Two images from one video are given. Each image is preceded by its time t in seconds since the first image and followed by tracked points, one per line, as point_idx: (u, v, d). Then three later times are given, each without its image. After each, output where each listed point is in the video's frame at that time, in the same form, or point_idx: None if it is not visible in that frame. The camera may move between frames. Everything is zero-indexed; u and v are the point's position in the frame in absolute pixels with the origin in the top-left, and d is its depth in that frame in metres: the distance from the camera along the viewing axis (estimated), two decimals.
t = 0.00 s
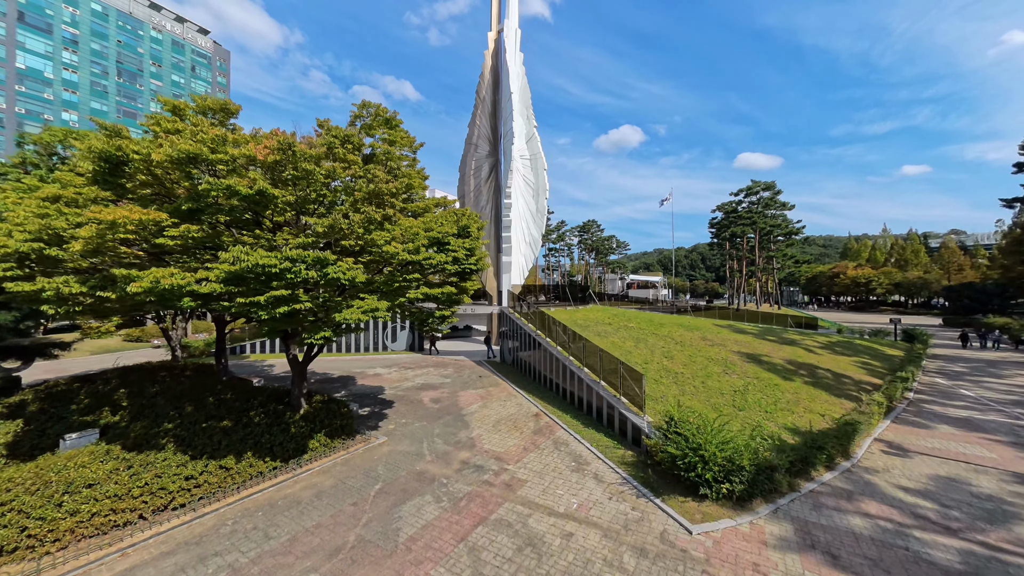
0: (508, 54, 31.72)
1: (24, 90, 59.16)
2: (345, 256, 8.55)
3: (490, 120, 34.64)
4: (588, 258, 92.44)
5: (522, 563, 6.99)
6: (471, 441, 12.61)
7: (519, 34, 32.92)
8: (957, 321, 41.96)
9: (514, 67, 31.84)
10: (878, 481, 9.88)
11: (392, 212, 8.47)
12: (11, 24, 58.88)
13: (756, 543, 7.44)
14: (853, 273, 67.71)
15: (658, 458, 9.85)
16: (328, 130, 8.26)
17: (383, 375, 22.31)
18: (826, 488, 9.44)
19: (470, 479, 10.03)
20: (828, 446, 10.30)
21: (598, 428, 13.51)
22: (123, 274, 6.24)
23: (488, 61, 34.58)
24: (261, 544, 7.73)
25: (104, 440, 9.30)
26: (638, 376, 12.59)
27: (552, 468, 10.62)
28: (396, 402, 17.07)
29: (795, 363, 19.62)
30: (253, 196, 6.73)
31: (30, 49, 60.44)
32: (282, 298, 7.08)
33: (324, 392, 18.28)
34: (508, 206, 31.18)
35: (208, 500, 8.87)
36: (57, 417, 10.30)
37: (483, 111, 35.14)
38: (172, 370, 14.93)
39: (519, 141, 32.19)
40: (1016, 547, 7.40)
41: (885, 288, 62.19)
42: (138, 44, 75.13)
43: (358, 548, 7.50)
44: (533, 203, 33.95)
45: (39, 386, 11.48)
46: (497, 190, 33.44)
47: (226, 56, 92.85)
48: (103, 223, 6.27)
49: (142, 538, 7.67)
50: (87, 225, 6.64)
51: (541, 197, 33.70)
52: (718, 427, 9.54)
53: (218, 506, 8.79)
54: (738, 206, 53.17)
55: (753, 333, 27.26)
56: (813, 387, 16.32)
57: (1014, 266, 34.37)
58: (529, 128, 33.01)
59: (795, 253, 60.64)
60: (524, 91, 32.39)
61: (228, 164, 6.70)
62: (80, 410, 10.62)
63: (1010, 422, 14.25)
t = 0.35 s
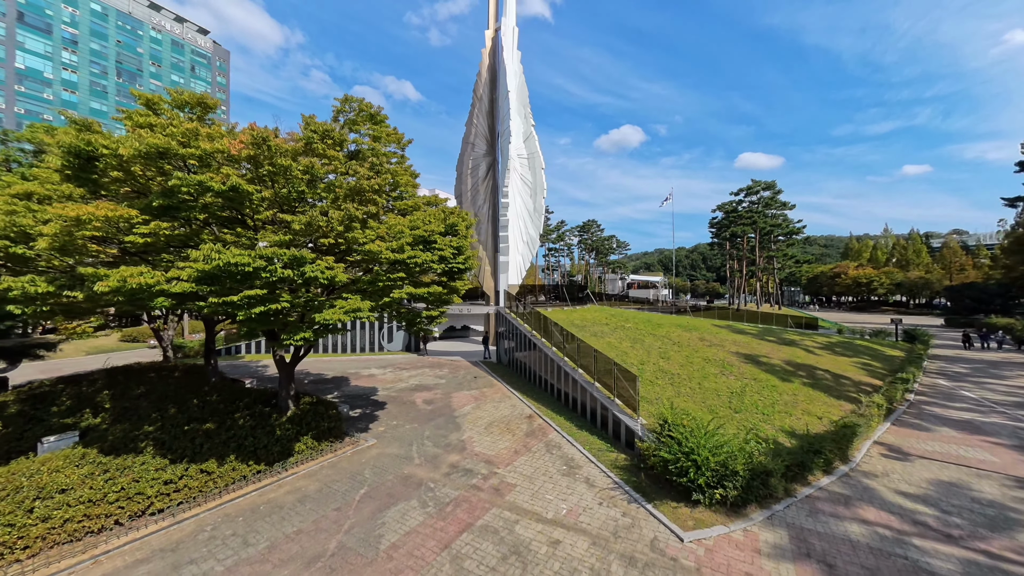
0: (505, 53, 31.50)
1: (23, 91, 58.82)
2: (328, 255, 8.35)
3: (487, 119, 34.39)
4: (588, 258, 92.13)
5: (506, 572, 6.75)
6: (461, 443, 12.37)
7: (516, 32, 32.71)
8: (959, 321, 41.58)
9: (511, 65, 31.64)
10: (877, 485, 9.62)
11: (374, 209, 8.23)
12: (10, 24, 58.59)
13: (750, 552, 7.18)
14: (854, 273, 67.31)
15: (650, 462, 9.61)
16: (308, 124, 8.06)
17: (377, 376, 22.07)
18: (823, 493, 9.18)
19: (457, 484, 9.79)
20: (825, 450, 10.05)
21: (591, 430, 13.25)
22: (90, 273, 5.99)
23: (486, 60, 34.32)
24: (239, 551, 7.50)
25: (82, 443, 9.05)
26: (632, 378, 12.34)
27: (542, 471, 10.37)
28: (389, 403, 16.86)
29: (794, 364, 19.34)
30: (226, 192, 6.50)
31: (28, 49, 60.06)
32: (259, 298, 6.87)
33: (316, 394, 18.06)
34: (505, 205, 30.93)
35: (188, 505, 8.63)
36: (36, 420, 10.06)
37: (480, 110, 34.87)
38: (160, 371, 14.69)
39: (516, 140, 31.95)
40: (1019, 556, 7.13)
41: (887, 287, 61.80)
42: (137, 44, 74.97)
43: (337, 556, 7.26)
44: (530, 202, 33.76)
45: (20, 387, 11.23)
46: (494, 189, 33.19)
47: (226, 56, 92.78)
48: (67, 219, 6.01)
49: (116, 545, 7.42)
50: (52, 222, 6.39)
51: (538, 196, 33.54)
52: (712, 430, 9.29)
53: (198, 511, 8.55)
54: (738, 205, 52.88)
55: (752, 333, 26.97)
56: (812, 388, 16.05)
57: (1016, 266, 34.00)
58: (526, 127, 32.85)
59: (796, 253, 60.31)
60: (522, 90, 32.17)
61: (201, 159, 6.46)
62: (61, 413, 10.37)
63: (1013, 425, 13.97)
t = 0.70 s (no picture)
0: (502, 51, 31.21)
1: (23, 91, 58.81)
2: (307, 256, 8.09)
3: (484, 118, 34.09)
4: (588, 258, 91.86)
5: None
6: (451, 448, 12.11)
7: (513, 30, 32.44)
8: (961, 322, 41.18)
9: (509, 64, 31.39)
10: (876, 493, 9.34)
11: (355, 209, 7.97)
12: (9, 25, 58.54)
13: (742, 565, 6.90)
14: (855, 273, 66.91)
15: (642, 469, 9.33)
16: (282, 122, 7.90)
17: (371, 378, 21.84)
18: (820, 502, 8.89)
19: (444, 491, 9.53)
20: (823, 457, 9.75)
21: (584, 435, 12.97)
22: (51, 275, 5.74)
23: (483, 58, 34.02)
24: (215, 563, 7.26)
25: (57, 449, 8.79)
26: (625, 381, 12.08)
27: (532, 478, 10.11)
28: (380, 406, 16.61)
29: (793, 366, 19.02)
30: (195, 191, 6.25)
31: (27, 49, 60.03)
32: (231, 301, 6.62)
33: (307, 396, 17.80)
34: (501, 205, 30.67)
35: (166, 514, 8.38)
36: (13, 425, 9.81)
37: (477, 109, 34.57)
38: (148, 373, 14.49)
39: (513, 139, 31.67)
40: None
41: (888, 288, 61.42)
42: (137, 44, 74.93)
43: (314, 568, 7.02)
44: (527, 202, 33.52)
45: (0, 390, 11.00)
46: (491, 189, 32.93)
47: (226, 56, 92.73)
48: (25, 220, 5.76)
49: (88, 556, 7.16)
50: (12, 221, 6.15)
51: (536, 196, 33.40)
52: (705, 437, 9.02)
53: (176, 520, 8.31)
54: (739, 205, 52.56)
55: (752, 334, 26.63)
56: (810, 391, 15.76)
57: (1019, 266, 33.59)
58: (524, 126, 32.62)
59: (796, 253, 59.93)
60: (519, 88, 31.90)
61: (170, 157, 6.23)
62: (39, 417, 10.12)
63: (1017, 429, 13.64)
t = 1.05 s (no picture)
0: (499, 50, 31.01)
1: (23, 91, 58.55)
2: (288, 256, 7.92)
3: (482, 117, 33.89)
4: (588, 258, 91.53)
5: None
6: (441, 451, 11.91)
7: (511, 29, 32.21)
8: (963, 323, 40.85)
9: (506, 63, 31.19)
10: (874, 498, 9.12)
11: (338, 208, 7.76)
12: (9, 25, 58.24)
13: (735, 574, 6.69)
14: (857, 273, 66.56)
15: (634, 473, 9.11)
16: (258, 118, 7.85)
17: (366, 379, 21.66)
18: (816, 507, 8.68)
19: (431, 495, 9.34)
20: (819, 461, 9.52)
21: (577, 437, 12.77)
22: (18, 275, 5.57)
23: (480, 57, 33.82)
24: (193, 569, 7.08)
25: (36, 452, 8.60)
26: (619, 382, 11.92)
27: (522, 482, 9.92)
28: (373, 407, 16.41)
29: (792, 367, 18.78)
30: (168, 187, 6.09)
31: (28, 50, 59.72)
32: (206, 302, 6.45)
33: (300, 398, 17.60)
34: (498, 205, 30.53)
35: (146, 518, 8.20)
36: None
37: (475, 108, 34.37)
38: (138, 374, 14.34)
39: (510, 138, 31.48)
40: None
41: (890, 288, 61.09)
42: (137, 45, 74.79)
43: None
44: (525, 201, 33.34)
45: None
46: (488, 189, 32.77)
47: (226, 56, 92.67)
48: None
49: (63, 563, 6.97)
50: None
51: (533, 195, 33.26)
52: (698, 441, 8.80)
53: (157, 525, 8.12)
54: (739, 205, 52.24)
55: (751, 335, 26.35)
56: (809, 393, 15.52)
57: (1022, 266, 33.22)
58: (521, 125, 32.45)
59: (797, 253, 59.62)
60: (517, 87, 31.70)
61: (143, 152, 6.09)
62: (20, 420, 9.92)
63: (1019, 432, 13.39)
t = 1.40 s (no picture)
0: (497, 49, 30.75)
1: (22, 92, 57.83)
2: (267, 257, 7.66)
3: (479, 117, 33.60)
4: (588, 258, 91.03)
5: None
6: (431, 456, 11.64)
7: (509, 28, 31.95)
8: (966, 323, 40.46)
9: (504, 62, 30.94)
10: (874, 507, 8.82)
11: (317, 207, 7.46)
12: (9, 25, 57.49)
13: None
14: (858, 273, 66.20)
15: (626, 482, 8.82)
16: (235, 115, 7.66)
17: (360, 381, 21.40)
18: (815, 517, 8.38)
19: (418, 503, 9.08)
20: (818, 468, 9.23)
21: (571, 441, 12.54)
22: None
23: (478, 56, 33.54)
24: None
25: (11, 459, 8.33)
26: (614, 385, 11.70)
27: (511, 488, 9.66)
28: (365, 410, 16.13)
29: (791, 369, 18.46)
30: (136, 185, 5.88)
31: (27, 50, 58.94)
32: (177, 306, 6.23)
33: (291, 400, 17.33)
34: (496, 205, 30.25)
35: (123, 527, 7.93)
36: None
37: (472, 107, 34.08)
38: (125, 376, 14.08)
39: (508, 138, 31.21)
40: None
41: (891, 288, 60.70)
42: (136, 45, 74.37)
43: None
44: (523, 201, 33.06)
45: None
46: (486, 188, 32.48)
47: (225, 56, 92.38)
48: None
49: None
50: None
51: (531, 195, 32.98)
52: (691, 447, 8.52)
53: (133, 534, 7.87)
54: (740, 205, 51.87)
55: (750, 336, 26.02)
56: (808, 396, 15.22)
57: None
58: (519, 124, 32.16)
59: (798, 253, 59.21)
60: (514, 86, 31.44)
61: (110, 148, 5.90)
62: None
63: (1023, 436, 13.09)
